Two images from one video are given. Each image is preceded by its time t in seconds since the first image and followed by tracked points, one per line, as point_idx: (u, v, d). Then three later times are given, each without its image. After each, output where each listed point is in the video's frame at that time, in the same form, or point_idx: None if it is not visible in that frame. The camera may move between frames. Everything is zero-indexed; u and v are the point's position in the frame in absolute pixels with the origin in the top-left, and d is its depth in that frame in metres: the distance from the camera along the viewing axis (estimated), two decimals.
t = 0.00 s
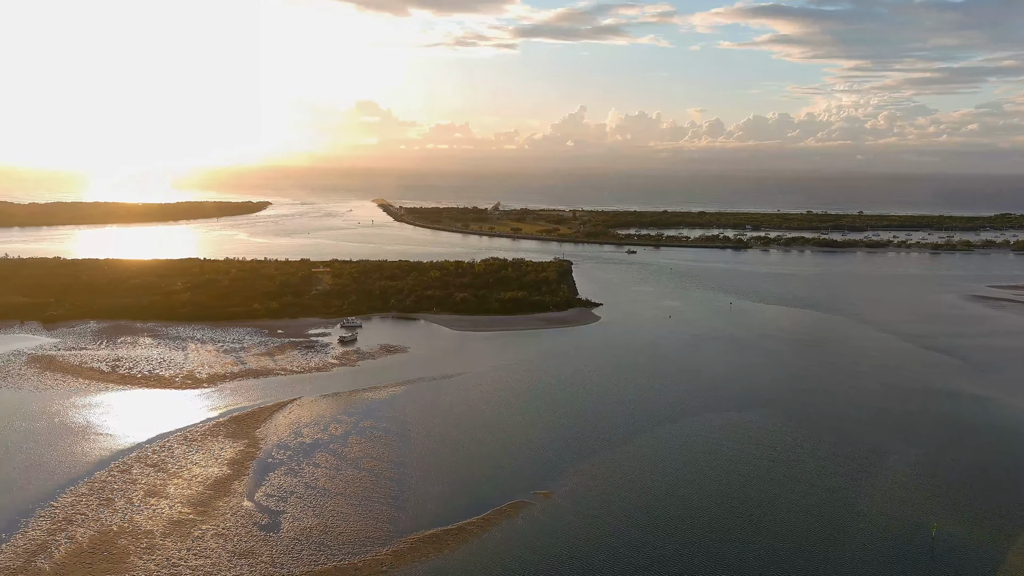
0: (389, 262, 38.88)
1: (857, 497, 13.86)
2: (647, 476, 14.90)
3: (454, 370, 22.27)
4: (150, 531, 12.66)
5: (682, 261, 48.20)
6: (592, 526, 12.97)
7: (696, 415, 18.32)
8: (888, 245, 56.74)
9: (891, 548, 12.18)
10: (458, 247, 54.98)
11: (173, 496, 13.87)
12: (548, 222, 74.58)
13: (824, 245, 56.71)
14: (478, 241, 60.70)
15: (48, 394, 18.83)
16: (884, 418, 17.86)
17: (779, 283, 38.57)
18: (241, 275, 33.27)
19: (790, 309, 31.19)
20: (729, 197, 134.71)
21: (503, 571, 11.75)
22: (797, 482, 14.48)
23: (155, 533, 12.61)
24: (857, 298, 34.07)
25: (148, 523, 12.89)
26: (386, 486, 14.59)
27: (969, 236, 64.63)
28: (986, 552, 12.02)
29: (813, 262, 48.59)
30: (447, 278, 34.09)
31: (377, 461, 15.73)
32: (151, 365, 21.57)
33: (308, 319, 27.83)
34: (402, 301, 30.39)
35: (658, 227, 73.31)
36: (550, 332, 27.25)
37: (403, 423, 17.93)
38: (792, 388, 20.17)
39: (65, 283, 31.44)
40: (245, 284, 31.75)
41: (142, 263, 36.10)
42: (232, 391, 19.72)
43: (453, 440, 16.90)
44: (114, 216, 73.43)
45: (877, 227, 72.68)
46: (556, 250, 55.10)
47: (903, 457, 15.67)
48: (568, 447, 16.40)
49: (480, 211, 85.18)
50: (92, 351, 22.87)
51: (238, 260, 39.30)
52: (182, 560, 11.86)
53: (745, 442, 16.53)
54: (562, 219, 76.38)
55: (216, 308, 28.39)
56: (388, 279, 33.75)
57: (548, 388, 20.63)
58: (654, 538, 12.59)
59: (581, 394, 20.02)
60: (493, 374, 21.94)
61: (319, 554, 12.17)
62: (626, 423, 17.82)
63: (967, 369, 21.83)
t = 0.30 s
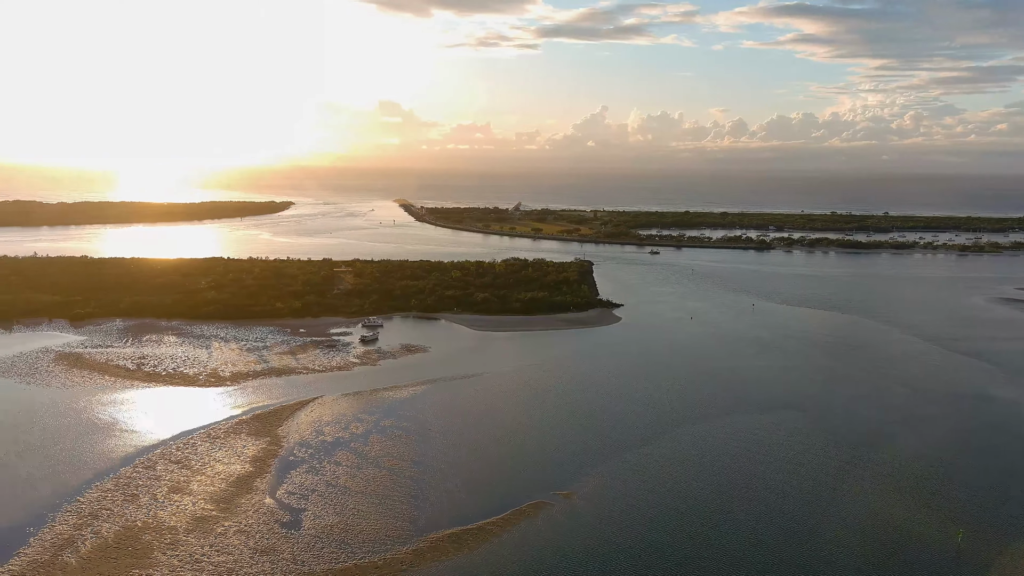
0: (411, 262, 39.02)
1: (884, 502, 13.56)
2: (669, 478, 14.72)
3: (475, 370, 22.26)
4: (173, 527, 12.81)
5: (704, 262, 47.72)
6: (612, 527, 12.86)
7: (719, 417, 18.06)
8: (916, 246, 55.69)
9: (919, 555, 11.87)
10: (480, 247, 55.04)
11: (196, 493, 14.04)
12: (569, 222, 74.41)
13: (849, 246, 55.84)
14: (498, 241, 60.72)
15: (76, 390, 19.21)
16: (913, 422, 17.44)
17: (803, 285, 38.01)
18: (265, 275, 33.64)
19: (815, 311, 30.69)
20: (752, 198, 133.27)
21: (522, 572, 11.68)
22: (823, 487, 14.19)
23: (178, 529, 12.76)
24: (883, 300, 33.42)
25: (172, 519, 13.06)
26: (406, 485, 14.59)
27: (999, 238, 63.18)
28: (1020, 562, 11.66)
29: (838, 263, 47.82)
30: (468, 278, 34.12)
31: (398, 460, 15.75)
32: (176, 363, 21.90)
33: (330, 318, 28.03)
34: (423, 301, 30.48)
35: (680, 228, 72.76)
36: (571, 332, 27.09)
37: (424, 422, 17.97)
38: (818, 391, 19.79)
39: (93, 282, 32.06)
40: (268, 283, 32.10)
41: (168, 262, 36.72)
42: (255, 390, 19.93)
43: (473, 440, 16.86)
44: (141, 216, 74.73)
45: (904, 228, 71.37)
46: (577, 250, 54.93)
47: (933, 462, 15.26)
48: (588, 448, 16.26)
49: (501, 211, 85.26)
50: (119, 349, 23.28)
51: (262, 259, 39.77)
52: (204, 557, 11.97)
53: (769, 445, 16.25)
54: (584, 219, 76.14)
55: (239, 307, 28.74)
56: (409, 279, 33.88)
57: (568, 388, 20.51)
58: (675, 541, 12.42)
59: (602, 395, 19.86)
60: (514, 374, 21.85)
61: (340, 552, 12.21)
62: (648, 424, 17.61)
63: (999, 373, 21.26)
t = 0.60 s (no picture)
0: (430, 262, 39.12)
1: (911, 506, 13.23)
2: (690, 480, 14.56)
3: (494, 370, 22.23)
4: (195, 524, 12.94)
5: (725, 263, 47.26)
6: (631, 529, 12.73)
7: (741, 419, 17.80)
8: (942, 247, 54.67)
9: (948, 561, 11.56)
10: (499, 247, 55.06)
11: (218, 490, 14.17)
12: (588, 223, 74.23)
13: (873, 247, 54.97)
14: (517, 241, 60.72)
15: (101, 387, 19.55)
16: (941, 426, 17.03)
17: (826, 286, 37.46)
18: (286, 274, 33.95)
19: (839, 312, 30.21)
20: (774, 198, 131.81)
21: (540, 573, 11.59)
22: (848, 490, 13.90)
23: (200, 525, 12.89)
24: (909, 301, 32.79)
25: (194, 516, 13.19)
26: (424, 485, 14.59)
27: None
28: None
29: (863, 264, 47.08)
30: (488, 279, 34.12)
31: (417, 460, 15.76)
32: (198, 361, 22.18)
33: (350, 318, 28.20)
34: (442, 301, 30.53)
35: (701, 228, 72.19)
36: (591, 333, 26.94)
37: (443, 422, 17.97)
38: (843, 393, 19.42)
39: (119, 281, 32.58)
40: (290, 283, 32.39)
41: (192, 261, 37.24)
42: (276, 388, 20.09)
43: (492, 440, 16.82)
44: (166, 216, 75.85)
45: (930, 228, 70.14)
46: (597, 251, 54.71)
47: (962, 466, 14.87)
48: (608, 449, 16.13)
49: (521, 212, 85.28)
50: (143, 347, 23.62)
51: (283, 259, 40.17)
52: (226, 554, 12.07)
53: (792, 448, 15.97)
54: (603, 220, 75.86)
55: (261, 306, 29.05)
56: (429, 279, 33.95)
57: (588, 389, 20.37)
58: (695, 544, 12.25)
59: (622, 397, 19.70)
60: (533, 375, 21.76)
61: (359, 551, 12.24)
62: (668, 426, 17.42)
63: None
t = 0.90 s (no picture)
0: (453, 262, 39.19)
1: (943, 515, 12.88)
2: (714, 483, 14.35)
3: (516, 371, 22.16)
4: (220, 520, 13.08)
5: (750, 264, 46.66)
6: (653, 531, 12.58)
7: (768, 422, 17.50)
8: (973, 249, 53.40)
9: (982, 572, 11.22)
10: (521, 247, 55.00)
11: (243, 487, 14.33)
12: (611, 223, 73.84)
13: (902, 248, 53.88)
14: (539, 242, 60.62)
15: (130, 385, 19.90)
16: (975, 432, 16.58)
17: (854, 288, 36.75)
18: (311, 274, 34.26)
19: (867, 315, 29.61)
20: (799, 199, 129.91)
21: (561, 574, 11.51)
22: (877, 497, 13.58)
23: (225, 522, 13.03)
24: (940, 304, 32.04)
25: (219, 512, 13.34)
26: (446, 484, 14.57)
27: None
28: None
29: (891, 266, 46.15)
30: (510, 279, 34.07)
31: (439, 459, 15.76)
32: (224, 359, 22.49)
33: (373, 317, 28.37)
34: (464, 301, 30.56)
35: (725, 229, 71.40)
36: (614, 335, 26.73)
37: (465, 422, 17.95)
38: (872, 397, 19.00)
39: (147, 280, 33.14)
40: (314, 282, 32.69)
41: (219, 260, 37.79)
42: (300, 387, 20.27)
43: (514, 440, 16.75)
44: (193, 216, 77.04)
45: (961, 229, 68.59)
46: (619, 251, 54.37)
47: (996, 475, 14.44)
48: (631, 451, 15.96)
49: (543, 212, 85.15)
50: (171, 345, 24.00)
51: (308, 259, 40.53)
52: (250, 550, 12.18)
53: (820, 453, 15.63)
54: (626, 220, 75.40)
55: (286, 305, 29.37)
56: (451, 279, 33.98)
57: (610, 390, 20.20)
58: (719, 548, 12.06)
59: (645, 398, 19.50)
60: (555, 376, 21.65)
61: (381, 549, 12.27)
62: (693, 429, 17.19)
63: None
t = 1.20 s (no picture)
0: (475, 262, 39.22)
1: (978, 522, 12.51)
2: (739, 486, 14.13)
3: (539, 371, 22.09)
4: (245, 517, 13.22)
5: (774, 266, 46.02)
6: (676, 534, 12.42)
7: (794, 426, 17.18)
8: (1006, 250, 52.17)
9: None
10: (543, 248, 54.93)
11: (267, 484, 14.46)
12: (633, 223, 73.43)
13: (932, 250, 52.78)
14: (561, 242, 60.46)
15: (157, 382, 20.21)
16: (1010, 438, 16.10)
17: (882, 290, 36.06)
18: (334, 274, 34.54)
19: (896, 317, 29.02)
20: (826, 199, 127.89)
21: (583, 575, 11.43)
22: (909, 502, 13.23)
23: (250, 519, 13.15)
24: (972, 307, 31.30)
25: (244, 509, 13.47)
26: (468, 484, 14.55)
27: None
28: None
29: (921, 268, 45.23)
30: (532, 279, 34.00)
31: (461, 459, 15.75)
32: (248, 358, 22.76)
33: (396, 317, 28.52)
34: (486, 301, 30.57)
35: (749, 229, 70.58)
36: (637, 336, 26.52)
37: (486, 422, 17.90)
38: (902, 401, 18.57)
39: (174, 279, 33.65)
40: (338, 282, 32.96)
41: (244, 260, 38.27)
42: (324, 385, 20.43)
43: (536, 441, 16.68)
44: (220, 216, 78.08)
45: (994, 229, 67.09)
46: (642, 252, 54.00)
47: None
48: (654, 453, 15.78)
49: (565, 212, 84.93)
50: (197, 344, 24.35)
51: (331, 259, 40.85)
52: (274, 547, 12.28)
53: (849, 457, 15.29)
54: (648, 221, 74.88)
55: (309, 304, 29.65)
56: (473, 280, 33.98)
57: (633, 392, 20.04)
58: (744, 552, 11.85)
59: (668, 400, 19.31)
60: (577, 376, 21.53)
61: (404, 547, 12.29)
62: (717, 431, 16.95)
63: None
